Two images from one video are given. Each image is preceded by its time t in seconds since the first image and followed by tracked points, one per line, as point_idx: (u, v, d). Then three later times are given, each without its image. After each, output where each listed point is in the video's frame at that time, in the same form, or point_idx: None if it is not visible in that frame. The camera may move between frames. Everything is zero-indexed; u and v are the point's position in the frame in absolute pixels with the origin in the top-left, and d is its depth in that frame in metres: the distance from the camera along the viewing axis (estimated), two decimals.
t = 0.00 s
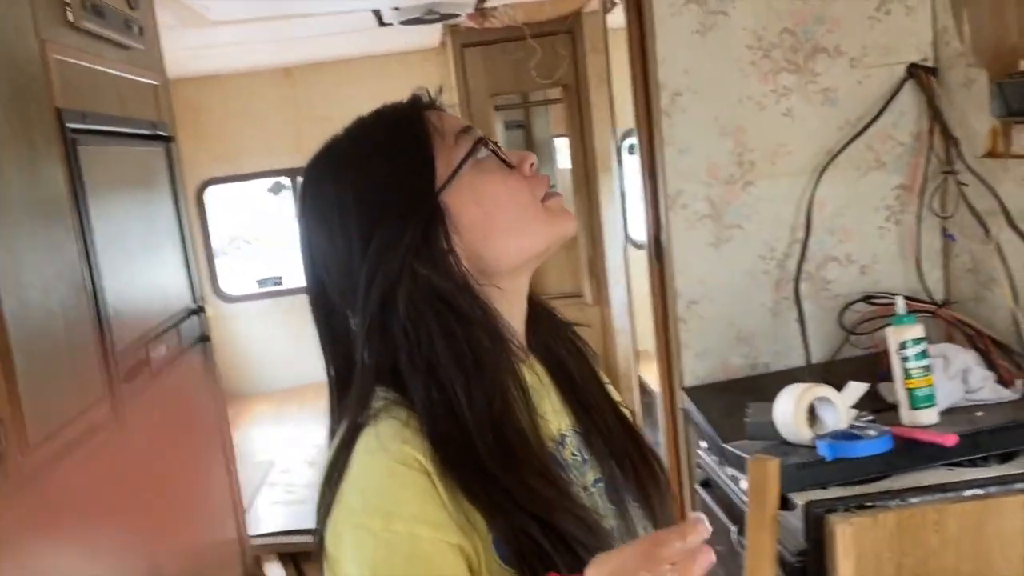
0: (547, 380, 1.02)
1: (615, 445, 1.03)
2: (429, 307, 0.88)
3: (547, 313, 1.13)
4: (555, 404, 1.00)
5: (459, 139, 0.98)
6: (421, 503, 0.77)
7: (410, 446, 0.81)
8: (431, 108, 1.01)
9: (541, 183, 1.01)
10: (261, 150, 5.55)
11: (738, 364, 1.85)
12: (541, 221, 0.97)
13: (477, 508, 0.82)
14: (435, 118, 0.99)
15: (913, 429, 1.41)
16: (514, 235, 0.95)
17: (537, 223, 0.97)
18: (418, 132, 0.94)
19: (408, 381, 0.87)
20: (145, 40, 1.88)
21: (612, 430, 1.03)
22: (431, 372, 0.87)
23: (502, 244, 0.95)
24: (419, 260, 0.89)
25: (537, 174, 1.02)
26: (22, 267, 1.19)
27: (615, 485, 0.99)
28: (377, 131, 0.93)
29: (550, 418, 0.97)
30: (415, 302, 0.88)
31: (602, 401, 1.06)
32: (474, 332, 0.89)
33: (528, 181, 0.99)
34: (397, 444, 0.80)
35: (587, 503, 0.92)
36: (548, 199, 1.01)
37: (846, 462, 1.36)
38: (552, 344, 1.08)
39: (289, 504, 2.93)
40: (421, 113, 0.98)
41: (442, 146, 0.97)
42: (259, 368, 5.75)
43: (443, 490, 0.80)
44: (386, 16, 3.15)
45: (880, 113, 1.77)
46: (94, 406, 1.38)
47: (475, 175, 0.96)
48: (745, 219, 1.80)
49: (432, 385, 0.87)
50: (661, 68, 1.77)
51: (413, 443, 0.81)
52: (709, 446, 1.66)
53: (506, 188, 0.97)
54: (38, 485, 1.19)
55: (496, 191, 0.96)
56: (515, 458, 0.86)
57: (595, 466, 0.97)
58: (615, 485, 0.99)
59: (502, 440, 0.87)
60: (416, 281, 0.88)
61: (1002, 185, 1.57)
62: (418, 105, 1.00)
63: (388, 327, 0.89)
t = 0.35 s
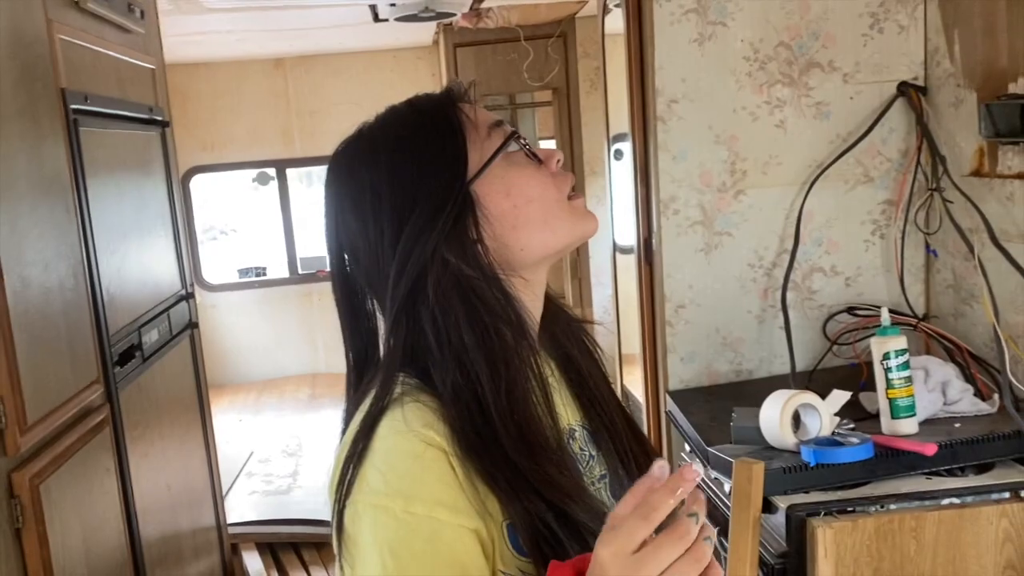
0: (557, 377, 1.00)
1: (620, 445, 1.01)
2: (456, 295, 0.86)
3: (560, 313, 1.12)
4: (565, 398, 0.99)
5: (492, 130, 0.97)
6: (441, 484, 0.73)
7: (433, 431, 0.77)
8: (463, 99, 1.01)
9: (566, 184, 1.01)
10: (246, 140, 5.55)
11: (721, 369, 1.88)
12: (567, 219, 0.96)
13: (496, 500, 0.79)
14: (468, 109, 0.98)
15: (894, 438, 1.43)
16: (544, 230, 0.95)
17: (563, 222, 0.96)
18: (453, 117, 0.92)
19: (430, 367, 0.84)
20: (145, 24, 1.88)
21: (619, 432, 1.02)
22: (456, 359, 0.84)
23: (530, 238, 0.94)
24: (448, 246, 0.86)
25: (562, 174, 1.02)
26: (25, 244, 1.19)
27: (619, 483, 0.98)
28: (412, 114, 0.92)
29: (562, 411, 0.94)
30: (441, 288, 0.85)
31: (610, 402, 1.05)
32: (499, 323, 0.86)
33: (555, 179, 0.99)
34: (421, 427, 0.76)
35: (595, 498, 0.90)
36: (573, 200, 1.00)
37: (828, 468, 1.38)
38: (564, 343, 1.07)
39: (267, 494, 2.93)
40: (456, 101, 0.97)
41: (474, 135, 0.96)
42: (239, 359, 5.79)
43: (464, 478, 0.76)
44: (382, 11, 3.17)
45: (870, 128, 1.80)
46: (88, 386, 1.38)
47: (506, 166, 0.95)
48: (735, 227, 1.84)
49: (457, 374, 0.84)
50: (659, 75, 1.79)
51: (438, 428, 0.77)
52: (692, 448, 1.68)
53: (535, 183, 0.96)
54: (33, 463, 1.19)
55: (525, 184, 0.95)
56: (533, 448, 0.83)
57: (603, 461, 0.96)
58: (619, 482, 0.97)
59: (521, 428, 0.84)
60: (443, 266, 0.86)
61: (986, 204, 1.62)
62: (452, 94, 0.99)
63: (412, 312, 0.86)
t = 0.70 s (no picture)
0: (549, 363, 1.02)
1: (607, 428, 1.03)
2: (451, 277, 0.88)
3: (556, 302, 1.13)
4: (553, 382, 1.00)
5: (494, 124, 1.01)
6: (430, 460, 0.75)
7: (422, 405, 0.79)
8: (467, 95, 1.04)
9: (563, 178, 1.05)
10: (252, 129, 5.59)
11: (712, 367, 1.92)
12: (563, 211, 1.01)
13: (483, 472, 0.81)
14: (471, 104, 1.02)
15: (875, 437, 1.47)
16: (542, 219, 1.00)
17: (559, 214, 1.01)
18: (456, 112, 0.96)
19: (426, 345, 0.87)
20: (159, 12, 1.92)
21: (607, 417, 1.04)
22: (450, 336, 0.86)
23: (529, 228, 0.99)
24: (449, 232, 0.90)
25: (559, 169, 1.06)
26: (42, 223, 1.24)
27: (606, 467, 0.99)
28: (418, 110, 0.96)
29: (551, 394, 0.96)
30: (440, 272, 0.89)
31: (599, 388, 1.07)
32: (495, 303, 0.90)
33: (552, 172, 1.03)
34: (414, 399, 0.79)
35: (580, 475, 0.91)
36: (568, 193, 1.05)
37: (811, 464, 1.42)
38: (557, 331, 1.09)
39: (263, 477, 2.98)
40: (460, 97, 1.01)
41: (476, 128, 0.99)
42: (239, 346, 5.86)
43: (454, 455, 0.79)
44: (391, 6, 3.21)
45: (865, 136, 1.85)
46: (96, 362, 1.43)
47: (506, 159, 0.99)
48: (730, 228, 1.88)
49: (453, 355, 0.86)
50: (660, 77, 1.83)
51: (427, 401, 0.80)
52: (681, 442, 1.73)
53: (533, 175, 1.01)
54: (43, 434, 1.24)
55: (524, 176, 1.00)
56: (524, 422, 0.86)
57: (589, 443, 0.97)
58: (605, 466, 0.98)
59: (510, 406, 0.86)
60: (440, 249, 0.89)
61: (975, 215, 1.67)
62: (455, 90, 1.02)
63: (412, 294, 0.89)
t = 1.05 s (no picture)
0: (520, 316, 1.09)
1: (576, 377, 1.10)
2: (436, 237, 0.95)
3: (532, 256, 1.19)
4: (526, 333, 1.07)
5: (470, 111, 1.02)
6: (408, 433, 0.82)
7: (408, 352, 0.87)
8: (466, 76, 1.07)
9: (532, 173, 1.03)
10: (267, 96, 5.67)
11: (699, 334, 2.02)
12: (518, 205, 1.00)
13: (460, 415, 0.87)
14: (461, 87, 1.04)
15: (844, 399, 1.57)
16: (488, 210, 1.00)
17: (512, 208, 1.00)
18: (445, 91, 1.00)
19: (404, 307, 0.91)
20: None
21: (574, 365, 1.11)
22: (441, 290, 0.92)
23: (474, 216, 1.00)
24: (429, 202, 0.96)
25: (533, 163, 1.04)
26: (74, 182, 1.39)
27: (574, 411, 1.06)
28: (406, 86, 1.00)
29: (520, 346, 1.03)
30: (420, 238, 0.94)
31: (565, 337, 1.14)
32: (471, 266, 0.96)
33: (518, 165, 1.02)
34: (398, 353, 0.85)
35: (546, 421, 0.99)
36: (535, 188, 1.03)
37: (782, 422, 1.52)
38: (526, 285, 1.15)
39: (275, 430, 3.12)
40: (455, 76, 1.04)
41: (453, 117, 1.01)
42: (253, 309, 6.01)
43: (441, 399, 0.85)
44: None
45: (851, 114, 1.92)
46: (119, 315, 1.56)
47: (470, 146, 1.00)
48: (719, 201, 1.96)
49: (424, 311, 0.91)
50: (655, 55, 1.91)
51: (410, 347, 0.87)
52: (666, 402, 1.83)
53: (493, 164, 1.00)
54: (71, 378, 1.37)
55: (482, 167, 1.00)
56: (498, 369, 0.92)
57: (556, 390, 1.05)
58: (572, 410, 1.06)
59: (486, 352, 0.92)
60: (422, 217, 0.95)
61: (950, 193, 1.75)
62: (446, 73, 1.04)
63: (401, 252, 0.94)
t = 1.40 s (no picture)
0: (518, 273, 1.17)
1: (569, 331, 1.17)
2: (425, 198, 1.07)
3: (542, 210, 1.25)
4: (518, 290, 1.15)
5: (454, 91, 1.08)
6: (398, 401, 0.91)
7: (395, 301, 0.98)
8: (470, 52, 1.12)
9: (506, 151, 1.06)
10: (286, 73, 5.76)
11: (699, 302, 2.10)
12: (484, 182, 1.05)
13: (439, 356, 0.98)
14: (455, 66, 1.10)
15: (833, 362, 1.64)
16: (458, 183, 1.06)
17: (477, 185, 1.06)
18: (438, 68, 1.08)
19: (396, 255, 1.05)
20: None
21: (570, 320, 1.18)
22: (429, 243, 1.04)
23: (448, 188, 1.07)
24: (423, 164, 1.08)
25: (510, 141, 1.07)
26: (103, 153, 1.48)
27: (564, 364, 1.14)
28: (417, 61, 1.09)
29: (510, 302, 1.12)
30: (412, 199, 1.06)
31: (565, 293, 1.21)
32: (459, 222, 1.07)
33: (491, 144, 1.06)
34: (389, 297, 0.98)
35: (530, 371, 1.08)
36: (508, 166, 1.06)
37: (771, 382, 1.60)
38: (530, 241, 1.22)
39: (293, 396, 3.23)
40: (454, 52, 1.11)
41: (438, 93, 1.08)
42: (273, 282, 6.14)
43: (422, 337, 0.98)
44: None
45: (848, 88, 1.97)
46: (145, 279, 1.66)
47: (446, 126, 1.06)
48: (719, 173, 2.03)
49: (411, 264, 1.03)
50: (657, 31, 1.97)
51: (400, 293, 0.99)
52: (665, 367, 1.91)
53: (464, 143, 1.05)
54: (103, 334, 1.48)
55: (451, 143, 1.06)
56: (481, 319, 1.02)
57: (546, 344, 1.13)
58: (562, 363, 1.14)
59: (469, 302, 1.02)
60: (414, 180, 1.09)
61: (942, 165, 1.81)
62: (453, 47, 1.11)
63: (398, 210, 1.07)
